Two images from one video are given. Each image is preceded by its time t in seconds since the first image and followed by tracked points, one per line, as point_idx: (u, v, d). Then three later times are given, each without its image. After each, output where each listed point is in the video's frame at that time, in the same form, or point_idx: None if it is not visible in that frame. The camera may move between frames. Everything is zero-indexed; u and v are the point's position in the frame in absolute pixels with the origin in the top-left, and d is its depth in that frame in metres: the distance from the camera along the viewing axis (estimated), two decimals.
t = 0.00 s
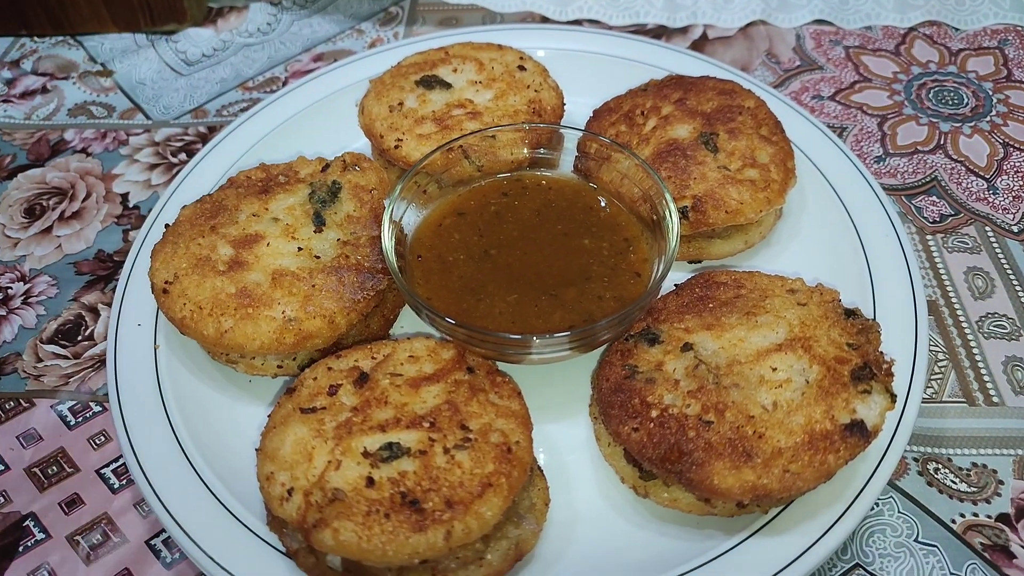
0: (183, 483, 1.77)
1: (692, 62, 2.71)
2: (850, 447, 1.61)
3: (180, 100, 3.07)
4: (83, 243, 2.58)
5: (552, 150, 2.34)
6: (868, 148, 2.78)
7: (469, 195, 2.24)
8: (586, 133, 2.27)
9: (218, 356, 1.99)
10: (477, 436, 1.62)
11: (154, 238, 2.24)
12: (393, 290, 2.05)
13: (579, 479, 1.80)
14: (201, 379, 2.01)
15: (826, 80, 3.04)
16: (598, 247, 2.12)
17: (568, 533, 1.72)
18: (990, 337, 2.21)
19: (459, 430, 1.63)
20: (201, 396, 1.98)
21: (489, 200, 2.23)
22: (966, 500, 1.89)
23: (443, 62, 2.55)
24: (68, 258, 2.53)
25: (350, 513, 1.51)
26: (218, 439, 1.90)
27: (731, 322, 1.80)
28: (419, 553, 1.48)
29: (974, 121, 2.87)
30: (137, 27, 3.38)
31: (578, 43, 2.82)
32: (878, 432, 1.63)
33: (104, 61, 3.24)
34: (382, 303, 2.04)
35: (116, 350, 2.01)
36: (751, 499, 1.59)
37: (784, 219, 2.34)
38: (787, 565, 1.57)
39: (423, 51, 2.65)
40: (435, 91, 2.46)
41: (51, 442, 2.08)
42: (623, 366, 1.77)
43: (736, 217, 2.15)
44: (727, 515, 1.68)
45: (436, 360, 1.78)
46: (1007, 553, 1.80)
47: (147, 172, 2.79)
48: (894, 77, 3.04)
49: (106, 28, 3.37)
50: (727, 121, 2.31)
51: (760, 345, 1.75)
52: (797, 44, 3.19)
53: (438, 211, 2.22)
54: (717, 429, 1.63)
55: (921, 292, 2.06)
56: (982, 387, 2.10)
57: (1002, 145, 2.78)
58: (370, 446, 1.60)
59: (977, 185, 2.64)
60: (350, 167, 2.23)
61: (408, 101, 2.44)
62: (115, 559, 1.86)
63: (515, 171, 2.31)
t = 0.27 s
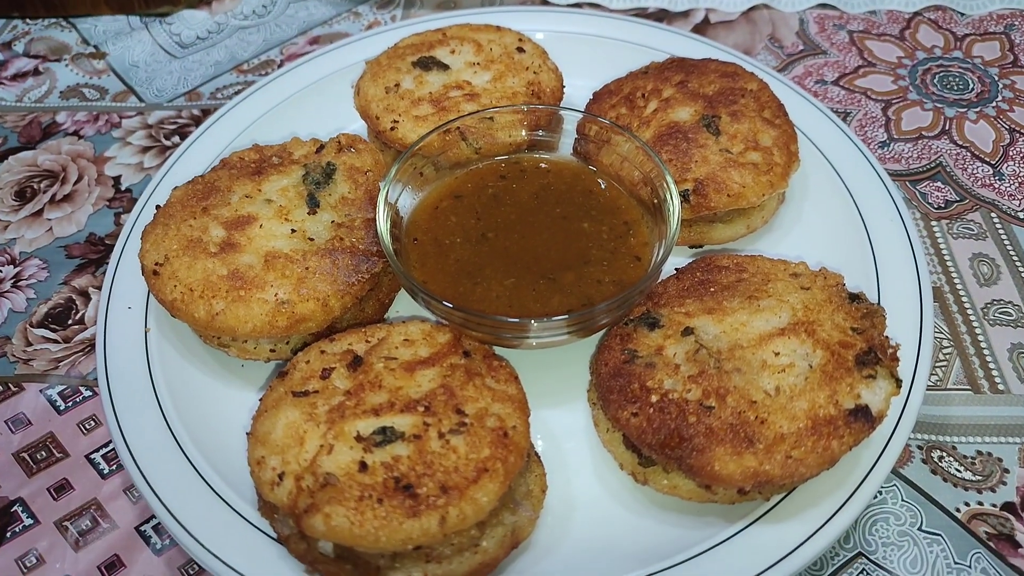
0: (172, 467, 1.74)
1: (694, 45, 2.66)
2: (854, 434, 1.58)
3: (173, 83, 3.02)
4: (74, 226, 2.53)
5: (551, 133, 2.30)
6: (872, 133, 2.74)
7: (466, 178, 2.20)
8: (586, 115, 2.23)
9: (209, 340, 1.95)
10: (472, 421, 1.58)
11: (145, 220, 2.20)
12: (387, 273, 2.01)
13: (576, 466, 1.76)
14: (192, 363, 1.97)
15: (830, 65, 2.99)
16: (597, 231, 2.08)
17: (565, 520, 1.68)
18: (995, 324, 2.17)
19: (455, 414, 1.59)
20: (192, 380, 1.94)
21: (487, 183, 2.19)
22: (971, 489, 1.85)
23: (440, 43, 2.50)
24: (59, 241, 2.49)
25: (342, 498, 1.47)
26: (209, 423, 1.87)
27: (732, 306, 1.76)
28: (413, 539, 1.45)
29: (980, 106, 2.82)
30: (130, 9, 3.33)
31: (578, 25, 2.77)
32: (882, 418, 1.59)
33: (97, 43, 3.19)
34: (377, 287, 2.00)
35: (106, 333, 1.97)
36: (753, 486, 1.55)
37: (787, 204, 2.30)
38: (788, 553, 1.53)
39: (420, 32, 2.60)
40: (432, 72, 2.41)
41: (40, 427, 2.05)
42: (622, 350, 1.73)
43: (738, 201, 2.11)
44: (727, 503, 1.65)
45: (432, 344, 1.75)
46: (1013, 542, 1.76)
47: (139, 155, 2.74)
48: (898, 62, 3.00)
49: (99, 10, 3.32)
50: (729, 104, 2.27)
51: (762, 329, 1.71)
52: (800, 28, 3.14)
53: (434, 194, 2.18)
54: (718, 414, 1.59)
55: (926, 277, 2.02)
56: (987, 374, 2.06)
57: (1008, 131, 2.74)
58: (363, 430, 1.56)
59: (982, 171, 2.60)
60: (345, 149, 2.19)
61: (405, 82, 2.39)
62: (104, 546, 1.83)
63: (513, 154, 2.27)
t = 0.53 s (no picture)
0: (164, 466, 1.71)
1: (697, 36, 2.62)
2: (858, 433, 1.55)
3: (169, 74, 2.99)
4: (68, 220, 2.50)
5: (551, 126, 2.26)
6: (877, 127, 2.70)
7: (465, 171, 2.17)
8: (586, 107, 2.20)
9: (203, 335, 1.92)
10: (469, 419, 1.55)
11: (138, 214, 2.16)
12: (384, 268, 1.98)
13: (576, 465, 1.73)
14: (185, 359, 1.94)
15: (834, 58, 2.95)
16: (597, 225, 2.04)
17: (563, 520, 1.65)
18: (1002, 321, 2.14)
19: (451, 412, 1.56)
20: (185, 376, 1.91)
21: (485, 176, 2.15)
22: (977, 489, 1.82)
23: (439, 34, 2.46)
24: (53, 235, 2.46)
25: (335, 497, 1.45)
26: (201, 420, 1.84)
27: (735, 303, 1.73)
28: (408, 540, 1.42)
29: (986, 100, 2.78)
30: None
31: (579, 17, 2.73)
32: (887, 417, 1.56)
33: (92, 34, 3.15)
34: (373, 282, 1.97)
35: (98, 328, 1.94)
36: (755, 486, 1.52)
37: (790, 199, 2.27)
38: (791, 556, 1.50)
39: (419, 23, 2.56)
40: (430, 63, 2.37)
41: (31, 423, 2.02)
42: (623, 347, 1.70)
43: (741, 195, 2.07)
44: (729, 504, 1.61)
45: (428, 340, 1.71)
46: (1019, 544, 1.73)
47: (134, 148, 2.71)
48: (904, 54, 2.95)
49: (94, 1, 3.28)
50: (732, 96, 2.23)
51: (765, 326, 1.68)
52: (805, 20, 3.10)
53: (432, 187, 2.14)
54: (720, 413, 1.56)
55: (932, 273, 1.99)
56: (993, 372, 2.03)
57: (1015, 125, 2.70)
58: (357, 428, 1.53)
59: (989, 165, 2.56)
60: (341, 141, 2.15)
61: (403, 74, 2.36)
62: (95, 544, 1.80)
63: (512, 147, 2.23)
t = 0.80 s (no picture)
0: (157, 470, 1.69)
1: (695, 34, 2.60)
2: (857, 436, 1.53)
3: (164, 73, 2.97)
4: (61, 220, 2.48)
5: (548, 125, 2.25)
6: (877, 125, 2.68)
7: (461, 171, 2.15)
8: (583, 107, 2.18)
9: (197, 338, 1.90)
10: (465, 423, 1.53)
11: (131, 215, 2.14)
12: (379, 270, 1.96)
13: (573, 469, 1.72)
14: (179, 362, 1.93)
15: (834, 55, 2.93)
16: (594, 226, 2.03)
17: (560, 524, 1.64)
18: (1002, 322, 2.12)
19: (446, 417, 1.54)
20: (179, 380, 1.90)
21: (481, 176, 2.13)
22: (977, 491, 1.81)
23: (435, 33, 2.44)
24: (47, 236, 2.44)
25: (329, 503, 1.43)
26: (195, 424, 1.82)
27: (733, 304, 1.71)
28: (402, 546, 1.41)
29: (987, 98, 2.76)
30: None
31: (576, 15, 2.71)
32: (887, 420, 1.55)
33: (86, 33, 3.13)
34: (369, 284, 1.96)
35: (91, 331, 1.92)
36: (753, 491, 1.51)
37: (789, 198, 2.25)
38: (789, 561, 1.49)
39: (414, 22, 2.54)
40: (426, 62, 2.35)
41: (25, 427, 2.00)
42: (620, 349, 1.68)
43: (739, 195, 2.06)
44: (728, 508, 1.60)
45: (423, 343, 1.70)
46: (1020, 547, 1.72)
47: (128, 148, 2.69)
48: (903, 52, 2.93)
49: None
50: (730, 95, 2.21)
51: (764, 328, 1.66)
52: (804, 17, 3.08)
53: (428, 187, 2.13)
54: (718, 417, 1.55)
55: (933, 274, 1.97)
56: (994, 373, 2.01)
57: (1016, 123, 2.68)
58: (351, 433, 1.51)
59: (989, 164, 2.55)
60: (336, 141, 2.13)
61: (398, 73, 2.34)
62: (89, 549, 1.79)
63: (509, 147, 2.22)
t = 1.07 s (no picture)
0: (156, 465, 1.68)
1: (698, 27, 2.58)
2: (860, 432, 1.52)
3: (164, 66, 2.95)
4: (61, 214, 2.47)
5: (550, 119, 2.23)
6: (881, 119, 2.66)
7: (462, 165, 2.14)
8: (585, 100, 2.16)
9: (196, 332, 1.89)
10: (465, 418, 1.52)
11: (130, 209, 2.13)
12: (379, 264, 1.95)
13: (574, 465, 1.71)
14: (178, 356, 1.92)
15: (837, 49, 2.91)
16: (596, 220, 2.01)
17: (560, 520, 1.63)
18: (1006, 317, 2.11)
19: (446, 411, 1.53)
20: (178, 374, 1.89)
21: (482, 170, 2.12)
22: (981, 488, 1.80)
23: (436, 26, 2.42)
24: (46, 230, 2.43)
25: (327, 498, 1.42)
26: (194, 418, 1.81)
27: (735, 299, 1.70)
28: (401, 541, 1.40)
29: (992, 92, 2.74)
30: None
31: (578, 8, 2.69)
32: (890, 415, 1.53)
33: (86, 26, 3.12)
34: (369, 278, 1.95)
35: (90, 324, 1.91)
36: (754, 487, 1.50)
37: (792, 193, 2.23)
38: (791, 557, 1.48)
39: (415, 14, 2.53)
40: (427, 55, 2.34)
41: (24, 421, 1.99)
42: (621, 344, 1.67)
43: (742, 189, 2.04)
44: (729, 504, 1.59)
45: (423, 337, 1.69)
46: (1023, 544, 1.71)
47: (128, 141, 2.68)
48: (908, 46, 2.91)
49: None
50: (733, 89, 2.19)
51: (766, 323, 1.65)
52: (807, 11, 3.06)
53: (428, 181, 2.11)
54: (720, 412, 1.54)
55: (936, 268, 1.95)
56: (998, 369, 2.00)
57: (1021, 117, 2.66)
58: (350, 428, 1.50)
59: (994, 159, 2.53)
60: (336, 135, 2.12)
61: (399, 66, 2.32)
62: (87, 544, 1.78)
63: (510, 140, 2.20)
